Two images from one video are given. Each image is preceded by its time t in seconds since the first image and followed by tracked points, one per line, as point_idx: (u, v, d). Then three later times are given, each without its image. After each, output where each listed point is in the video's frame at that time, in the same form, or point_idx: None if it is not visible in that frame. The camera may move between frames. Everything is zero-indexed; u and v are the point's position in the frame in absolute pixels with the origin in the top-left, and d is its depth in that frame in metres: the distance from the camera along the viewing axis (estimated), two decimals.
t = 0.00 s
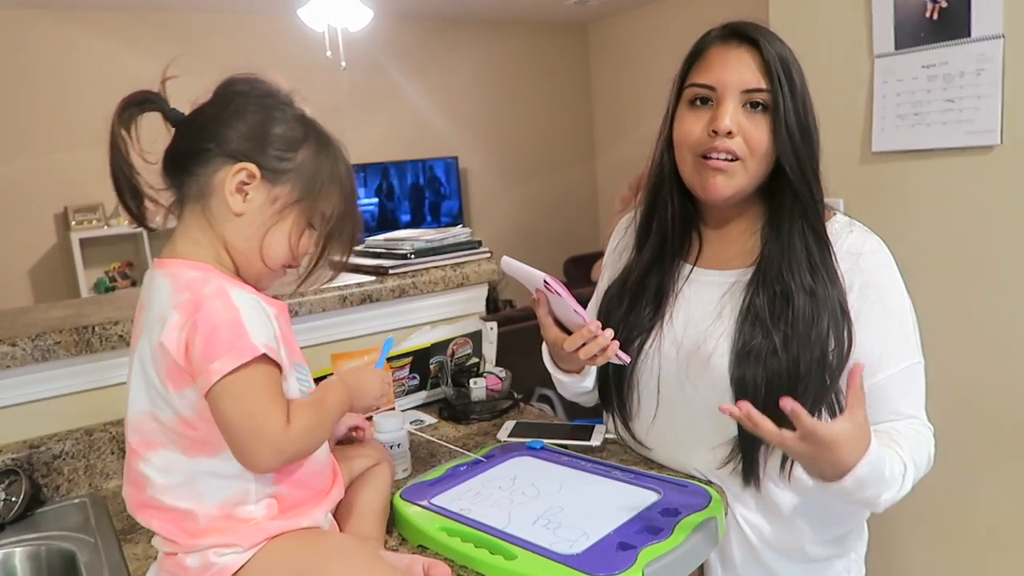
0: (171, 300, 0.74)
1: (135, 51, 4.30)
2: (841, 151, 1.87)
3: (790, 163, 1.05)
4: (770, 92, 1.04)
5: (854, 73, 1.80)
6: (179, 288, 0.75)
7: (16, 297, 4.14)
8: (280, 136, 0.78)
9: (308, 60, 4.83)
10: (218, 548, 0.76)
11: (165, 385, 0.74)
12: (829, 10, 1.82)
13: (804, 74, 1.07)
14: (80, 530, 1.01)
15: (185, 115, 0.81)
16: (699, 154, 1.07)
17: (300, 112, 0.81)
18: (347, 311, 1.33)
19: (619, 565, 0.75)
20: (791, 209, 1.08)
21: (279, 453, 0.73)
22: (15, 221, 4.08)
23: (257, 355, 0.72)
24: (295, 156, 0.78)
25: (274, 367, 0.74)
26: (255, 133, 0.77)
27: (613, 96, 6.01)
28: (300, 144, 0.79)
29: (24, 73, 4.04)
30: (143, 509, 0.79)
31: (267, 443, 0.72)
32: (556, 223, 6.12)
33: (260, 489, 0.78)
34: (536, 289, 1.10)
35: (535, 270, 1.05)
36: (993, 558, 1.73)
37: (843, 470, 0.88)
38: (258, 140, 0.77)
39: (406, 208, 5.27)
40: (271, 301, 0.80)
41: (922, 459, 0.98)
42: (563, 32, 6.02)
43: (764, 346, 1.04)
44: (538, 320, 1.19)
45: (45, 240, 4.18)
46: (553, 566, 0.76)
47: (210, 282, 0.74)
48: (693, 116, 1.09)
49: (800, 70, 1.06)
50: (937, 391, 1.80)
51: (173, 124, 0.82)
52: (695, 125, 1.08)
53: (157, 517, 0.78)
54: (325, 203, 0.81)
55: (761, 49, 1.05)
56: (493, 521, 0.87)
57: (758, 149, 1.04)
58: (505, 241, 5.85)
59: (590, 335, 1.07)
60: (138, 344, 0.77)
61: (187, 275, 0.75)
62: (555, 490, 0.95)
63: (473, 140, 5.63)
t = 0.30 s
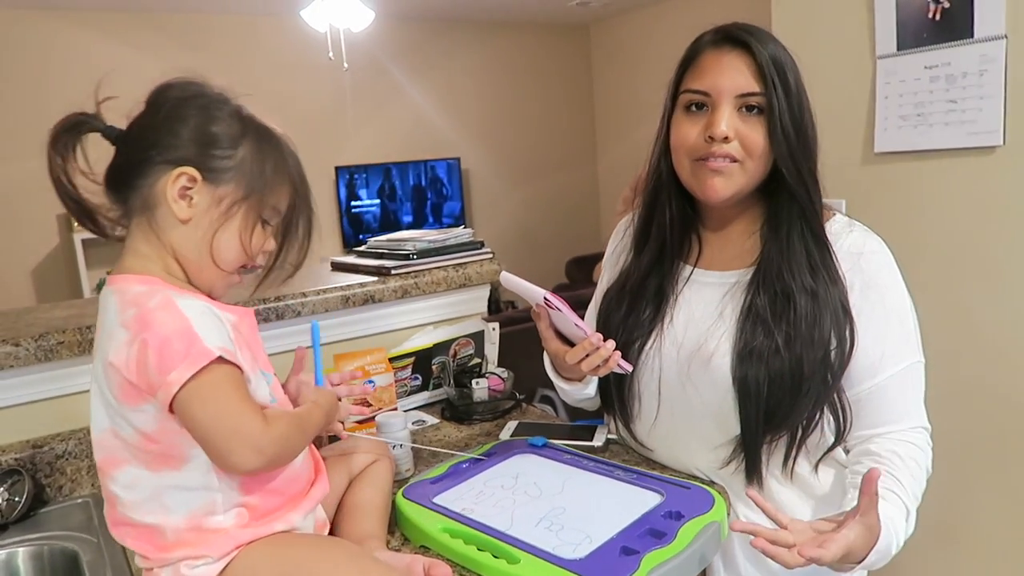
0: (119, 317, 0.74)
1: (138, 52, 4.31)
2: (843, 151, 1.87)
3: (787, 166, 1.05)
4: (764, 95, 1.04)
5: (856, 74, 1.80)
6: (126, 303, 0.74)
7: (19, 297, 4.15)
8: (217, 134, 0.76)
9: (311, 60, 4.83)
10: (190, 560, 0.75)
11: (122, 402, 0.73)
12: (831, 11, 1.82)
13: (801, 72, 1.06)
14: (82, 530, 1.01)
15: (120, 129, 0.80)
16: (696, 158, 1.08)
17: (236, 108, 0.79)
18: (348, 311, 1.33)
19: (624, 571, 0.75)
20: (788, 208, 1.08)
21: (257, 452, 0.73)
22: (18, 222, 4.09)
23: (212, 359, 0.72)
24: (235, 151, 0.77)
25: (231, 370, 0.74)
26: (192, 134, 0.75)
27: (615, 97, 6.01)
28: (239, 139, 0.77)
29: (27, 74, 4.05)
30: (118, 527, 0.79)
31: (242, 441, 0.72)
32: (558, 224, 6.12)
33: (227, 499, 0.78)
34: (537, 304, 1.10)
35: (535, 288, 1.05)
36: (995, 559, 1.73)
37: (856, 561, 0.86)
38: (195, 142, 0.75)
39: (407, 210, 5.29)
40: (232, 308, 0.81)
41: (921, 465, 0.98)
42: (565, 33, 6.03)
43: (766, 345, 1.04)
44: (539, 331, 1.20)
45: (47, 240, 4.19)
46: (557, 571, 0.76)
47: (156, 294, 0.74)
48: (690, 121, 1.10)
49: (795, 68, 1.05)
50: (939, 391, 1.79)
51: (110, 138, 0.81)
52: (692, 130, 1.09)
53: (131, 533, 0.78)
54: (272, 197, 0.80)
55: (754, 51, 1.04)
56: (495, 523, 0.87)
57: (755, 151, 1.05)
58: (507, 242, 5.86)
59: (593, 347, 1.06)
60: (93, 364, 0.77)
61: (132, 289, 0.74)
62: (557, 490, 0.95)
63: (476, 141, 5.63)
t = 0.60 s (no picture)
0: (96, 337, 0.73)
1: (141, 52, 4.32)
2: (846, 153, 1.87)
3: (781, 178, 1.06)
4: (761, 101, 1.03)
5: (859, 75, 1.80)
6: (101, 323, 0.74)
7: (21, 297, 4.15)
8: (163, 138, 0.76)
9: (313, 61, 4.84)
10: (182, 571, 0.75)
11: (108, 420, 0.73)
12: (833, 12, 1.81)
13: (800, 73, 1.05)
14: (84, 530, 1.01)
15: (60, 148, 0.80)
16: (696, 166, 1.08)
17: (175, 107, 0.79)
18: (348, 313, 1.33)
19: (624, 568, 0.75)
20: (786, 218, 1.08)
21: (260, 456, 0.75)
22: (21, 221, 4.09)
23: (203, 371, 0.72)
24: (184, 153, 0.77)
25: (221, 379, 0.74)
26: (139, 143, 0.75)
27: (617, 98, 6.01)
28: (186, 140, 0.77)
29: (30, 74, 4.06)
30: (106, 548, 0.78)
31: (246, 446, 0.74)
32: (560, 225, 6.12)
33: (216, 509, 0.78)
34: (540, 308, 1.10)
35: (540, 292, 1.05)
36: (997, 561, 1.72)
37: (857, 558, 0.86)
38: (144, 151, 0.75)
39: (408, 211, 5.29)
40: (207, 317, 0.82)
41: (924, 466, 0.97)
42: (567, 34, 6.03)
43: (769, 348, 1.03)
44: (542, 336, 1.20)
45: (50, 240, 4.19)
46: (558, 568, 0.76)
47: (131, 311, 0.73)
48: (688, 127, 1.10)
49: (794, 71, 1.04)
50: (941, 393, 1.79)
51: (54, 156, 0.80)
52: (690, 137, 1.09)
53: (119, 553, 0.77)
54: (230, 194, 0.80)
55: (750, 57, 1.03)
56: (497, 523, 0.87)
57: (752, 158, 1.05)
58: (509, 243, 5.86)
59: (597, 351, 1.06)
60: (72, 386, 0.76)
61: (106, 308, 0.74)
62: (559, 491, 0.95)
63: (477, 142, 5.63)
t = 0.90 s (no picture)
0: (83, 346, 0.73)
1: (145, 52, 4.33)
2: (849, 153, 1.87)
3: (788, 179, 1.05)
4: (764, 101, 1.03)
5: (862, 75, 1.80)
6: (88, 331, 0.73)
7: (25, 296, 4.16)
8: (141, 147, 0.76)
9: (317, 62, 4.85)
10: None
11: (95, 429, 0.72)
12: (836, 13, 1.82)
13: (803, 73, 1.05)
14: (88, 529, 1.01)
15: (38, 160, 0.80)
16: (697, 167, 1.08)
17: (150, 112, 0.79)
18: (349, 313, 1.33)
19: (622, 561, 0.75)
20: (791, 218, 1.08)
21: (256, 457, 0.76)
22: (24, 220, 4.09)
23: (196, 376, 0.73)
24: (165, 160, 0.77)
25: (213, 383, 0.75)
26: (118, 153, 0.75)
27: (620, 98, 6.01)
28: (166, 147, 0.77)
29: (36, 73, 4.07)
30: (93, 557, 0.77)
31: (244, 445, 0.75)
32: (563, 225, 6.12)
33: (201, 517, 0.77)
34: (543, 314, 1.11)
35: (541, 297, 1.06)
36: (1000, 562, 1.72)
37: (856, 558, 0.86)
38: (124, 161, 0.75)
39: (411, 211, 5.30)
40: (194, 323, 0.82)
41: (926, 467, 0.97)
42: (570, 34, 6.03)
43: (774, 349, 1.03)
44: (545, 341, 1.20)
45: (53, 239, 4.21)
46: (558, 562, 0.76)
47: (120, 318, 0.74)
48: (692, 127, 1.10)
49: (798, 71, 1.04)
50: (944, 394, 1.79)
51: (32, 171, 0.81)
52: (693, 136, 1.08)
53: (104, 562, 0.76)
54: (214, 198, 0.80)
55: (755, 57, 1.03)
56: (499, 519, 0.87)
57: (757, 158, 1.04)
58: (511, 243, 5.86)
59: (600, 354, 1.06)
60: (57, 396, 0.76)
61: (92, 316, 0.74)
62: (561, 490, 0.95)
63: (480, 142, 5.64)
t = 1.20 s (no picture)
0: (82, 344, 0.74)
1: (147, 51, 4.34)
2: (852, 153, 1.87)
3: (774, 183, 1.05)
4: (737, 104, 1.02)
5: (865, 74, 1.80)
6: (87, 330, 0.74)
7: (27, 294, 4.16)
8: (150, 149, 0.76)
9: (319, 61, 4.85)
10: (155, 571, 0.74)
11: (93, 426, 0.74)
12: (839, 13, 1.82)
13: (788, 72, 1.03)
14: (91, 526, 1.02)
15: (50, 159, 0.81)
16: (684, 170, 1.09)
17: (162, 113, 0.79)
18: (351, 312, 1.33)
19: None
20: (782, 216, 1.07)
21: (249, 456, 0.76)
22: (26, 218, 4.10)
23: (186, 378, 0.73)
24: (174, 162, 0.77)
25: (207, 385, 0.75)
26: (128, 155, 0.75)
27: (622, 97, 6.01)
28: (175, 148, 0.77)
29: (38, 71, 4.07)
30: (90, 549, 0.78)
31: (236, 446, 0.75)
32: (565, 225, 6.12)
33: (194, 512, 0.77)
34: (548, 302, 1.10)
35: (548, 285, 1.05)
36: (1001, 562, 1.72)
37: (842, 554, 0.86)
38: (134, 163, 0.75)
39: (413, 210, 5.30)
40: (199, 322, 0.83)
41: (925, 468, 0.97)
42: (573, 34, 6.03)
43: (773, 349, 1.03)
44: (549, 332, 1.19)
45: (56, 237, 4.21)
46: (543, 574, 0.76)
47: (116, 318, 0.74)
48: (679, 135, 1.10)
49: (786, 72, 1.02)
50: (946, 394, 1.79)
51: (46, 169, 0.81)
52: (680, 144, 1.09)
53: (100, 554, 0.78)
54: (223, 199, 0.80)
55: (726, 64, 1.02)
56: (488, 524, 0.87)
57: (739, 160, 1.04)
58: (513, 242, 5.86)
59: (604, 345, 1.06)
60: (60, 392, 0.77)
61: (93, 314, 0.75)
62: (554, 493, 0.95)
63: (482, 141, 5.64)
